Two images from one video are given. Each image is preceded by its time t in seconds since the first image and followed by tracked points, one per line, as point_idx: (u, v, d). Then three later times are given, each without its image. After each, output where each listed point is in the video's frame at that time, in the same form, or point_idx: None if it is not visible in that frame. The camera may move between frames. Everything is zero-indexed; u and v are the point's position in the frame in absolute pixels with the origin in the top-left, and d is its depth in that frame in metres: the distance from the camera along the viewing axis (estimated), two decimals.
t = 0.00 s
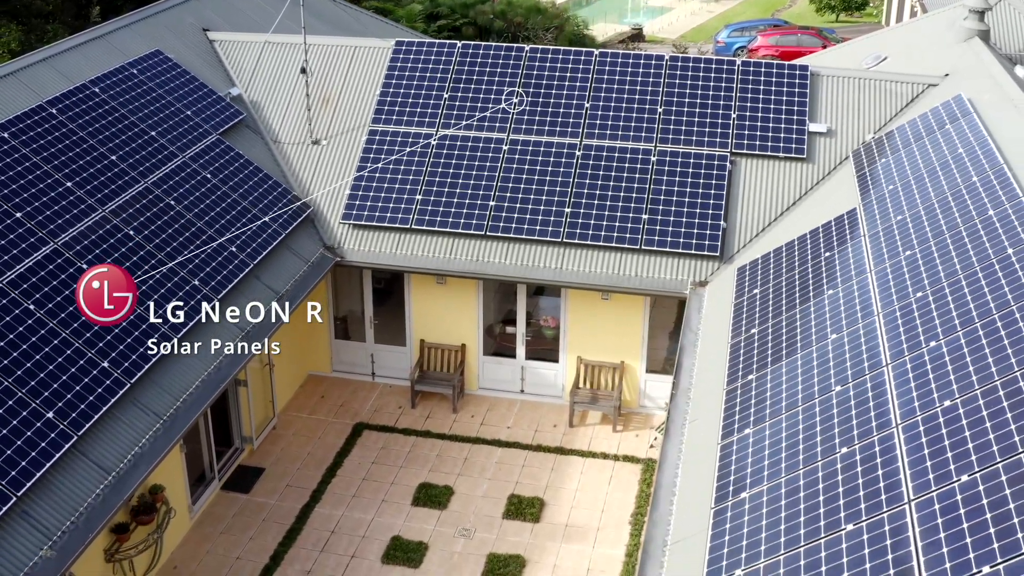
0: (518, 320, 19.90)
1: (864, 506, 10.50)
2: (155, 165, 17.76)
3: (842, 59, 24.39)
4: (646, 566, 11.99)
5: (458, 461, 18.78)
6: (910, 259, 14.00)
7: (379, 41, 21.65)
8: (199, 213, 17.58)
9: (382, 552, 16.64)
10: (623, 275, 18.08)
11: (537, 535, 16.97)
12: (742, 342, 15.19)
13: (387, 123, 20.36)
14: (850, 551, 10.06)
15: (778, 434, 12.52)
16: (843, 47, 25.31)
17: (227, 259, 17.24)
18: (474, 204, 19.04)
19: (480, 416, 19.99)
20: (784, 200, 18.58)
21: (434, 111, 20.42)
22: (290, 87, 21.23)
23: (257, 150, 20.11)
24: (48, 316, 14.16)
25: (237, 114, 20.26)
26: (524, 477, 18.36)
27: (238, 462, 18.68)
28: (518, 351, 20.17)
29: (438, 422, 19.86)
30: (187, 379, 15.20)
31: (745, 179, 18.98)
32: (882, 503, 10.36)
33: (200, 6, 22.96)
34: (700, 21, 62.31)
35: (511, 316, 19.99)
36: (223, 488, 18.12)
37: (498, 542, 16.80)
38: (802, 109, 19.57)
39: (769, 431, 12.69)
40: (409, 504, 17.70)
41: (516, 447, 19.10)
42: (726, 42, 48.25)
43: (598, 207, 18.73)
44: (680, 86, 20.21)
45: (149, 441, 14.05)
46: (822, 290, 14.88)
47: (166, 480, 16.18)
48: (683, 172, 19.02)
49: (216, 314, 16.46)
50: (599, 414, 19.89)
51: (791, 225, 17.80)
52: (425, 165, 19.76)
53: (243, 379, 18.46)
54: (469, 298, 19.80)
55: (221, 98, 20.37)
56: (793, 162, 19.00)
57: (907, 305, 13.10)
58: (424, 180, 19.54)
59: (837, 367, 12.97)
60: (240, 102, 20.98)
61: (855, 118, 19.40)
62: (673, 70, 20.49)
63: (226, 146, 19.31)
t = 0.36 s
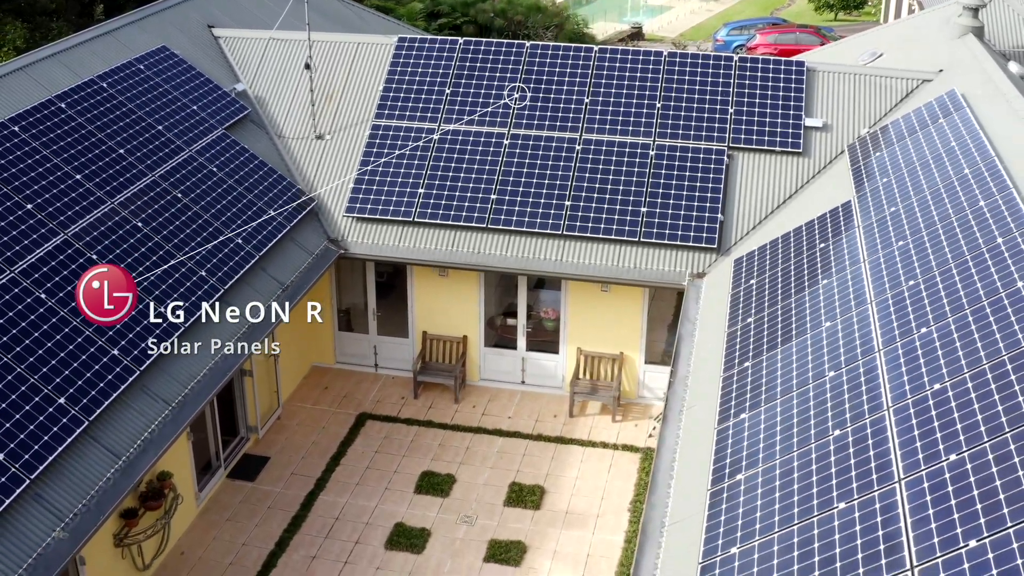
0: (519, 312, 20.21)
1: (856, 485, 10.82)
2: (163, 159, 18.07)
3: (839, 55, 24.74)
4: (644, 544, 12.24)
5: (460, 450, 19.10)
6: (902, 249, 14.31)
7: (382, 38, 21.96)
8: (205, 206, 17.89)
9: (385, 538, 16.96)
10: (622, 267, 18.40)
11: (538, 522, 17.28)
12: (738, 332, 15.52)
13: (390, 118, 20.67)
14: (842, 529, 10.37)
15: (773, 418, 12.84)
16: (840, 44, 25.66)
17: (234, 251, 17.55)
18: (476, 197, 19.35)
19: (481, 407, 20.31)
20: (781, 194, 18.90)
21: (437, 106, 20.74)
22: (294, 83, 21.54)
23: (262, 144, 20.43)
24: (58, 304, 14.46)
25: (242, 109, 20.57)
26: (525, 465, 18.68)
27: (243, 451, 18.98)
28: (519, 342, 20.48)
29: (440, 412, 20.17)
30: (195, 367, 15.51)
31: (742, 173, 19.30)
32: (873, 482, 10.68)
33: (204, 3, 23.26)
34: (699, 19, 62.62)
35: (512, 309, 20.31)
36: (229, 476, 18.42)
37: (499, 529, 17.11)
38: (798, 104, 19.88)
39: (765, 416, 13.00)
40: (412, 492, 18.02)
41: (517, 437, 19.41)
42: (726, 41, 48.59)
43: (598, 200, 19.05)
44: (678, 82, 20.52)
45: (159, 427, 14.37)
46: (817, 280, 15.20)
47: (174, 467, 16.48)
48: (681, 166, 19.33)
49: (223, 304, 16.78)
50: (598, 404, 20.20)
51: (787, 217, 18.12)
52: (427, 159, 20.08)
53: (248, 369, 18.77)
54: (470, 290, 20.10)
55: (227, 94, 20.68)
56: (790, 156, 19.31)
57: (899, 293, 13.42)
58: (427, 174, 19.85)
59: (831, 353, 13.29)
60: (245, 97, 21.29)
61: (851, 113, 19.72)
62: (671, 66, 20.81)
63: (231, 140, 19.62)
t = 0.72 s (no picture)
0: (520, 304, 20.52)
1: (848, 466, 11.12)
2: (169, 153, 18.36)
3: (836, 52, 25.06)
4: (642, 525, 12.52)
5: (462, 439, 19.40)
6: (895, 240, 14.62)
7: (385, 35, 22.27)
8: (211, 199, 18.19)
9: (388, 526, 17.27)
10: (621, 259, 18.70)
11: (538, 510, 17.57)
12: (735, 321, 15.84)
13: (392, 113, 20.98)
14: (834, 508, 10.66)
15: (768, 404, 13.14)
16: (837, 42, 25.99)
17: (239, 243, 17.86)
18: (477, 191, 19.66)
19: (482, 398, 20.62)
20: (777, 187, 19.21)
21: (439, 101, 21.05)
22: (298, 79, 21.85)
23: (266, 139, 20.73)
24: (68, 294, 14.75)
25: (247, 104, 20.87)
26: (526, 455, 18.98)
27: (248, 441, 19.28)
28: (519, 334, 20.77)
29: (442, 403, 20.48)
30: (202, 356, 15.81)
31: (739, 166, 19.60)
32: (864, 463, 10.97)
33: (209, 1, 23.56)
34: (699, 18, 62.92)
35: (512, 301, 20.61)
36: (234, 465, 18.72)
37: (500, 516, 17.41)
38: (794, 99, 20.18)
39: (760, 402, 13.30)
40: (414, 480, 18.32)
41: (517, 427, 19.71)
42: (725, 39, 48.92)
43: (597, 194, 19.35)
44: (676, 78, 20.82)
45: (167, 414, 14.69)
46: (811, 271, 15.51)
47: (180, 455, 16.78)
48: (679, 160, 19.64)
49: (228, 294, 17.07)
50: (598, 395, 20.51)
51: (784, 210, 18.43)
52: (429, 154, 20.38)
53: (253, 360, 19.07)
54: (472, 283, 20.40)
55: (231, 89, 20.99)
56: (786, 150, 19.61)
57: (892, 282, 13.72)
58: (429, 169, 20.15)
59: (824, 341, 13.60)
60: (249, 93, 21.59)
61: (846, 108, 20.03)
62: (670, 62, 21.11)
63: (236, 135, 19.92)
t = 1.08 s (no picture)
0: (521, 297, 20.81)
1: (841, 448, 11.41)
2: (175, 147, 18.66)
3: (834, 48, 25.35)
4: (641, 508, 12.81)
5: (463, 429, 19.70)
6: (889, 231, 14.91)
7: (387, 31, 22.56)
8: (217, 192, 18.49)
9: (392, 513, 17.56)
10: (620, 252, 18.99)
11: (538, 498, 17.87)
12: (732, 312, 16.13)
13: (395, 109, 21.27)
14: (827, 488, 10.94)
15: (764, 390, 13.43)
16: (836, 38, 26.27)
17: (245, 235, 18.15)
18: (479, 185, 19.94)
19: (484, 389, 20.91)
20: (774, 181, 19.51)
21: (441, 96, 21.34)
22: (302, 75, 22.14)
23: (271, 134, 21.03)
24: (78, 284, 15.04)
25: (251, 100, 21.16)
26: (526, 444, 19.27)
27: (253, 431, 19.57)
28: (520, 326, 21.07)
29: (444, 394, 20.78)
30: (209, 345, 16.11)
31: (736, 161, 19.91)
32: (857, 446, 11.26)
33: None
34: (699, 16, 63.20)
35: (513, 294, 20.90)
36: (240, 455, 19.01)
37: (501, 504, 17.71)
38: (791, 94, 20.47)
39: (757, 388, 13.59)
40: (417, 469, 18.61)
41: (518, 418, 20.01)
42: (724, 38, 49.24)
43: (597, 187, 19.64)
44: (675, 73, 21.11)
45: (175, 401, 14.97)
46: (807, 262, 15.81)
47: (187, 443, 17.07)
48: (678, 154, 19.92)
49: (234, 285, 17.37)
50: (598, 386, 20.81)
51: (780, 203, 18.73)
52: (432, 148, 20.68)
53: (258, 351, 19.36)
54: (473, 276, 20.70)
55: (236, 85, 21.28)
56: (783, 145, 19.91)
57: (885, 272, 14.02)
58: (431, 163, 20.44)
59: (819, 329, 13.90)
60: (254, 89, 21.89)
61: (842, 104, 20.32)
62: (669, 58, 21.40)
63: (241, 130, 20.21)
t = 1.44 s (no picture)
0: (522, 290, 21.11)
1: (836, 431, 11.72)
2: (183, 142, 18.95)
3: (832, 45, 25.65)
4: (642, 492, 13.13)
5: (466, 420, 20.00)
6: (884, 222, 15.21)
7: (391, 28, 22.85)
8: (223, 186, 18.78)
9: (396, 501, 17.86)
10: (620, 245, 19.29)
11: (540, 487, 18.17)
12: (730, 303, 16.43)
13: (398, 104, 21.57)
14: (822, 470, 11.24)
15: (762, 377, 13.73)
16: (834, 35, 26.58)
17: (251, 228, 18.44)
18: (481, 179, 20.23)
19: (486, 380, 21.21)
20: (772, 175, 19.81)
21: (444, 93, 21.62)
22: (306, 72, 22.44)
23: (276, 130, 21.34)
24: (88, 275, 15.36)
25: (257, 95, 21.46)
26: (528, 435, 19.57)
27: (259, 422, 19.87)
28: (522, 319, 21.36)
29: (447, 386, 21.08)
30: (218, 334, 16.41)
31: (735, 155, 20.20)
32: (851, 429, 11.57)
33: None
34: (698, 15, 63.50)
35: (515, 287, 21.19)
36: (246, 444, 19.30)
37: (504, 492, 18.01)
38: (789, 90, 20.76)
39: (754, 375, 13.90)
40: (420, 459, 18.91)
41: (520, 408, 20.31)
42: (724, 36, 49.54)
43: (598, 182, 19.93)
44: (674, 69, 21.40)
45: (184, 389, 15.26)
46: (804, 253, 16.11)
47: (195, 432, 17.36)
48: (677, 149, 20.22)
49: (241, 276, 17.68)
50: (598, 377, 21.11)
51: (778, 197, 19.04)
52: (435, 144, 20.97)
53: (264, 343, 19.65)
54: (475, 269, 20.99)
55: (242, 81, 21.58)
56: (782, 139, 20.21)
57: (880, 262, 14.32)
58: (434, 157, 20.73)
59: (815, 318, 14.20)
60: (259, 85, 22.19)
61: (840, 99, 20.62)
62: (669, 54, 21.69)
63: (247, 125, 20.50)
